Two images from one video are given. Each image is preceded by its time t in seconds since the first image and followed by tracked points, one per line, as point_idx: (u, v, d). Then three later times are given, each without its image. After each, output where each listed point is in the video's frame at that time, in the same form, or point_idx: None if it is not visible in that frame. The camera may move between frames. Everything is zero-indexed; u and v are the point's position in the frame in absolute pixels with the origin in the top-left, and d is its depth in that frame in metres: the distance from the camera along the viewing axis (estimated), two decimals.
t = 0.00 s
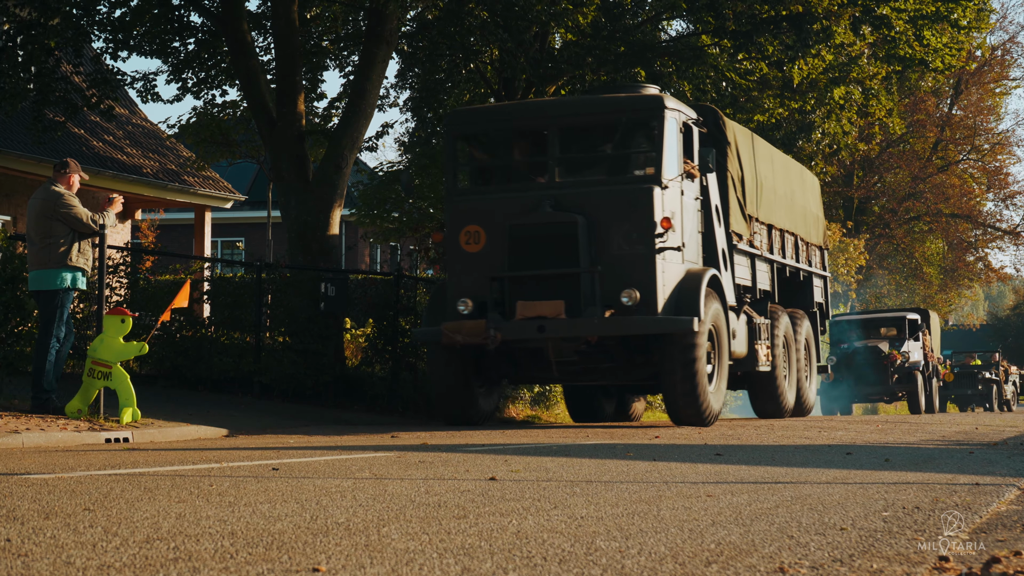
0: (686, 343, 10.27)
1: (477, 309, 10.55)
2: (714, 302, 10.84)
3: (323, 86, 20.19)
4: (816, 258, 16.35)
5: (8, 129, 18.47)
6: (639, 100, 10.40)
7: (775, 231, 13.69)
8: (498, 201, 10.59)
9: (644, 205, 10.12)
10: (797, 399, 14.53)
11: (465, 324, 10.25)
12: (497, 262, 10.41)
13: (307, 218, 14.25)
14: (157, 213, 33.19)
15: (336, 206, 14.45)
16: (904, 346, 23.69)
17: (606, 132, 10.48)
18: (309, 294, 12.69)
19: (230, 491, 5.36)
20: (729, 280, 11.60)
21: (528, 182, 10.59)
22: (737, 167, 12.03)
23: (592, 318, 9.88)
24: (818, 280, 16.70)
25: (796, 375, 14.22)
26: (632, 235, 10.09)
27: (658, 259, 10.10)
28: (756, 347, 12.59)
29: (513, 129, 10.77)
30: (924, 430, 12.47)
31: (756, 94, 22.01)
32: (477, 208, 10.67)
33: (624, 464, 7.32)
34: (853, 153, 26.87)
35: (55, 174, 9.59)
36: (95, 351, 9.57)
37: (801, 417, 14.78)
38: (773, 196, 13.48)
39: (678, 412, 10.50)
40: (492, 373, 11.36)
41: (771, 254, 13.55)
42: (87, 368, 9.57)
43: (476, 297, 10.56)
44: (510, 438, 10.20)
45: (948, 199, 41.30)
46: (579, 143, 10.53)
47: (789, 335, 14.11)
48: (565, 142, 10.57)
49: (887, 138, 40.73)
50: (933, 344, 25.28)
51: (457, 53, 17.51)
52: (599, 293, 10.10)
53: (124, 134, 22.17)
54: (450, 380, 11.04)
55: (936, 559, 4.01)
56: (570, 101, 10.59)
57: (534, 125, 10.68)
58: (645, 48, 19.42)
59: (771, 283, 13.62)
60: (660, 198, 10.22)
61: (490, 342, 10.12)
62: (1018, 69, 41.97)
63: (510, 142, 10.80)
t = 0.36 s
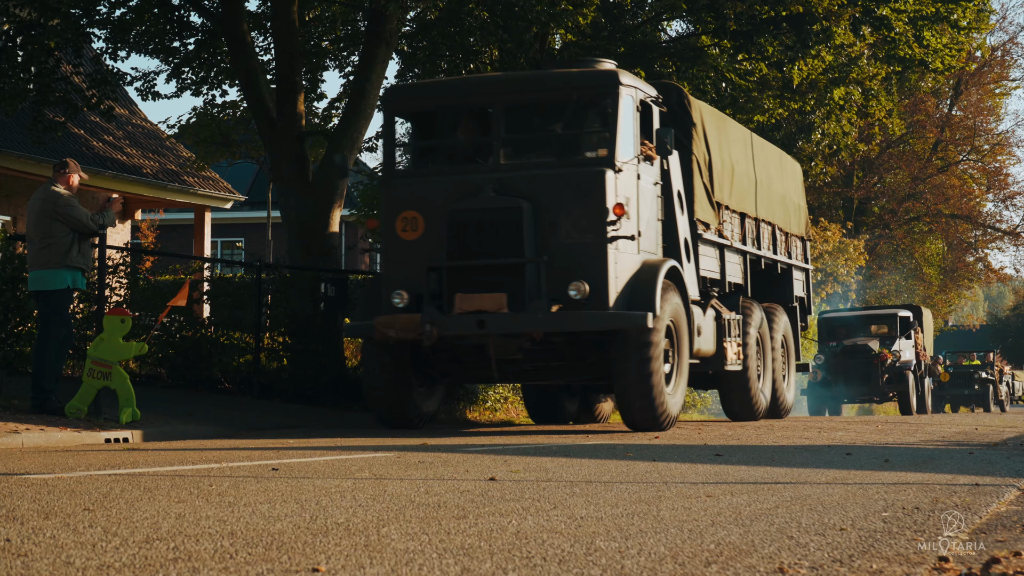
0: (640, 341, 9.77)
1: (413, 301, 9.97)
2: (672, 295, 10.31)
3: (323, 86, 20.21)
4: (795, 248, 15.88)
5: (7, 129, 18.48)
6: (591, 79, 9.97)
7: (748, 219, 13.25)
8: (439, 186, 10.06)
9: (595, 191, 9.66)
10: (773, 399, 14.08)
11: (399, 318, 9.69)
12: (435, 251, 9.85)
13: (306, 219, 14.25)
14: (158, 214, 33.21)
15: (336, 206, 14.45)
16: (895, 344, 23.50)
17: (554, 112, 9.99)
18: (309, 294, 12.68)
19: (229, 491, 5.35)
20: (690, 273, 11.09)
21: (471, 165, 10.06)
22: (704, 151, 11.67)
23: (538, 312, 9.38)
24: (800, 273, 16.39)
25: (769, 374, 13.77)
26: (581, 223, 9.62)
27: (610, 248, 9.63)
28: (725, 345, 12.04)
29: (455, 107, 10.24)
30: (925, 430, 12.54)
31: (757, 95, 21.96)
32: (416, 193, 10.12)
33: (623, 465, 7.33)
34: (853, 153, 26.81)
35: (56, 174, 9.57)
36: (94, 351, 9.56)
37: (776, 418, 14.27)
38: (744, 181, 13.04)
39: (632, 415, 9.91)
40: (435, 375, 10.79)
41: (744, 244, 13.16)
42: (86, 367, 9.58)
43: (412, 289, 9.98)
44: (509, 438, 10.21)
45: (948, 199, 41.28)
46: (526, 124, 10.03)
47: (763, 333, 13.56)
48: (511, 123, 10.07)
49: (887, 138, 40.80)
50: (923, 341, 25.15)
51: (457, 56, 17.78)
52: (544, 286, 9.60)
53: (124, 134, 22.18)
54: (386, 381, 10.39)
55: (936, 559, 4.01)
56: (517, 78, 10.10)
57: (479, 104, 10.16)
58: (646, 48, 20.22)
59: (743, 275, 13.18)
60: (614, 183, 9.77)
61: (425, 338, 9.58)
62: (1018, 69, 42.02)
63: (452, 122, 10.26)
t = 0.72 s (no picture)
0: (584, 344, 8.90)
1: (336, 298, 9.13)
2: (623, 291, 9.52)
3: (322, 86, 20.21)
4: (773, 237, 15.09)
5: (6, 129, 18.48)
6: (534, 53, 9.08)
7: (719, 206, 12.49)
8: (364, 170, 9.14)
9: (536, 177, 8.77)
10: (744, 400, 13.42)
11: (318, 317, 8.79)
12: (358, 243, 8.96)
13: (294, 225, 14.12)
14: (158, 214, 33.24)
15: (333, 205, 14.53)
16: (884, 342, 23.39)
17: (495, 89, 9.10)
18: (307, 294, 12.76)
19: (228, 491, 5.36)
20: (645, 267, 10.32)
21: (401, 148, 9.17)
22: (667, 130, 10.83)
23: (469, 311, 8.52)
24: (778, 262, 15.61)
25: (739, 374, 13.10)
26: (519, 213, 8.74)
27: (551, 241, 8.76)
28: (686, 342, 11.32)
29: (387, 84, 9.35)
30: (924, 430, 12.59)
31: (756, 94, 22.00)
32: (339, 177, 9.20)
33: (621, 465, 7.34)
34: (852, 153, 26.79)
35: (55, 173, 9.57)
36: (94, 350, 9.54)
37: (749, 418, 13.59)
38: (716, 166, 12.26)
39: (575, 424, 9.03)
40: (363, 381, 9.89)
41: (713, 235, 12.34)
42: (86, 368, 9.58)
43: (334, 284, 9.15)
44: (506, 438, 10.21)
45: (947, 199, 41.14)
46: (462, 103, 9.13)
47: (732, 329, 12.85)
48: (446, 100, 9.16)
49: (887, 138, 40.91)
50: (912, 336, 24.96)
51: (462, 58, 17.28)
52: (479, 282, 8.73)
53: (124, 135, 22.19)
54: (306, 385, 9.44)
55: (935, 560, 4.02)
56: (454, 53, 9.22)
57: (411, 78, 9.26)
58: (642, 49, 19.83)
59: (711, 267, 12.46)
60: (556, 169, 8.86)
61: (346, 339, 8.70)
62: (1017, 70, 42.06)
63: (385, 100, 9.36)
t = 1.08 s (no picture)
0: (517, 336, 8.35)
1: (243, 283, 8.44)
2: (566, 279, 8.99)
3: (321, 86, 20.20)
4: (748, 227, 14.43)
5: (6, 130, 18.51)
6: (464, 16, 8.47)
7: (682, 191, 11.90)
8: (278, 145, 8.52)
9: (462, 153, 8.16)
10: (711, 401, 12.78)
11: (222, 305, 8.16)
12: (269, 224, 8.34)
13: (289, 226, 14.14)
14: (159, 214, 33.31)
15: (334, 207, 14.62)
16: (870, 340, 23.30)
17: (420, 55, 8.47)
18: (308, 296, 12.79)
19: (227, 492, 5.35)
20: (591, 252, 9.79)
21: (319, 120, 8.52)
22: (619, 108, 10.27)
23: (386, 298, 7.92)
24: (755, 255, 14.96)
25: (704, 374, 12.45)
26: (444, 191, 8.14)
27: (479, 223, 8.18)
28: (642, 339, 10.64)
29: (304, 48, 8.69)
30: (924, 431, 12.61)
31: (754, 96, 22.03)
32: (250, 152, 8.59)
33: (619, 464, 7.35)
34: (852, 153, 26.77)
35: (55, 174, 9.59)
36: (92, 351, 9.54)
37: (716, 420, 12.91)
38: (678, 149, 11.66)
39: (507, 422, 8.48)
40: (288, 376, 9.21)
41: (675, 223, 11.76)
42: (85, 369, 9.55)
43: (242, 269, 8.47)
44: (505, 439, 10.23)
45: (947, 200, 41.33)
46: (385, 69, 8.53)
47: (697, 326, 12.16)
48: (368, 69, 8.52)
49: (886, 139, 41.03)
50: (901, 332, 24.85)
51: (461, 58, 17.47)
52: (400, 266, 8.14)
53: (123, 135, 22.19)
54: (212, 381, 8.65)
55: (934, 561, 4.01)
56: (376, 14, 8.56)
57: (330, 43, 8.60)
58: (642, 50, 19.86)
59: (673, 258, 11.90)
60: (486, 144, 8.27)
61: (252, 328, 8.09)
62: (1017, 71, 42.10)
63: (303, 65, 8.71)
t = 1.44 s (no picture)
0: (438, 327, 7.90)
1: (136, 268, 7.96)
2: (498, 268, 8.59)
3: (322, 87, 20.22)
4: (717, 217, 13.94)
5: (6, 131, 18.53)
6: None
7: (640, 175, 11.46)
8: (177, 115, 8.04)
9: (376, 124, 7.71)
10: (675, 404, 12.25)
11: (112, 293, 7.71)
12: (165, 203, 7.87)
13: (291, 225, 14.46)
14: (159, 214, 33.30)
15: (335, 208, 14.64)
16: (858, 335, 22.96)
17: (334, 22, 8.10)
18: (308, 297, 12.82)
19: (227, 492, 5.35)
20: (529, 237, 9.38)
21: (225, 88, 8.13)
22: (566, 82, 9.90)
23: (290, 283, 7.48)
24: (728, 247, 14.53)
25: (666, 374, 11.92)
26: (356, 167, 7.70)
27: (398, 203, 7.72)
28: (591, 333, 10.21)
29: (213, 17, 8.33)
30: (924, 430, 12.62)
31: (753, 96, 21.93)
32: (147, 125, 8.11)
33: (619, 465, 7.34)
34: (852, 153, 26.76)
35: (55, 173, 9.50)
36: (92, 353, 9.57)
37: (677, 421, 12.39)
38: (636, 130, 11.22)
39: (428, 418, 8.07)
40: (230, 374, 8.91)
41: (632, 209, 11.34)
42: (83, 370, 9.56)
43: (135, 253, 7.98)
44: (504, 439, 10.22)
45: (947, 200, 41.31)
46: (297, 37, 8.16)
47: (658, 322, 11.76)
48: (277, 34, 8.19)
49: (886, 138, 41.05)
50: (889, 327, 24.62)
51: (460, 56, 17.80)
52: (308, 249, 7.69)
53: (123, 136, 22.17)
54: (101, 378, 8.21)
55: (934, 560, 4.01)
56: None
57: (237, 7, 8.26)
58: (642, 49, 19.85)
59: (630, 247, 11.47)
60: (405, 114, 7.84)
61: (143, 319, 7.64)
62: (1016, 70, 42.14)
63: (212, 35, 8.33)
